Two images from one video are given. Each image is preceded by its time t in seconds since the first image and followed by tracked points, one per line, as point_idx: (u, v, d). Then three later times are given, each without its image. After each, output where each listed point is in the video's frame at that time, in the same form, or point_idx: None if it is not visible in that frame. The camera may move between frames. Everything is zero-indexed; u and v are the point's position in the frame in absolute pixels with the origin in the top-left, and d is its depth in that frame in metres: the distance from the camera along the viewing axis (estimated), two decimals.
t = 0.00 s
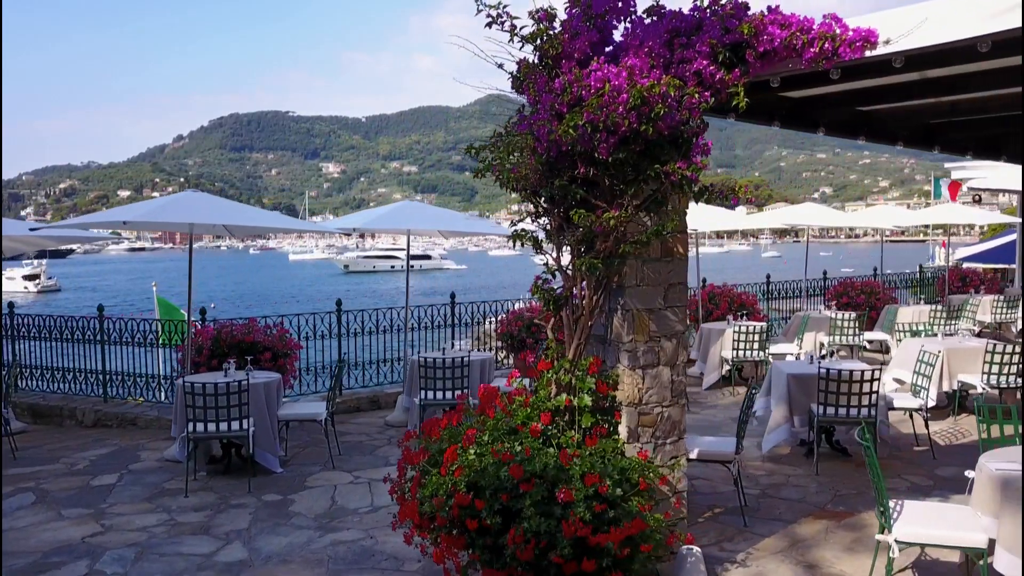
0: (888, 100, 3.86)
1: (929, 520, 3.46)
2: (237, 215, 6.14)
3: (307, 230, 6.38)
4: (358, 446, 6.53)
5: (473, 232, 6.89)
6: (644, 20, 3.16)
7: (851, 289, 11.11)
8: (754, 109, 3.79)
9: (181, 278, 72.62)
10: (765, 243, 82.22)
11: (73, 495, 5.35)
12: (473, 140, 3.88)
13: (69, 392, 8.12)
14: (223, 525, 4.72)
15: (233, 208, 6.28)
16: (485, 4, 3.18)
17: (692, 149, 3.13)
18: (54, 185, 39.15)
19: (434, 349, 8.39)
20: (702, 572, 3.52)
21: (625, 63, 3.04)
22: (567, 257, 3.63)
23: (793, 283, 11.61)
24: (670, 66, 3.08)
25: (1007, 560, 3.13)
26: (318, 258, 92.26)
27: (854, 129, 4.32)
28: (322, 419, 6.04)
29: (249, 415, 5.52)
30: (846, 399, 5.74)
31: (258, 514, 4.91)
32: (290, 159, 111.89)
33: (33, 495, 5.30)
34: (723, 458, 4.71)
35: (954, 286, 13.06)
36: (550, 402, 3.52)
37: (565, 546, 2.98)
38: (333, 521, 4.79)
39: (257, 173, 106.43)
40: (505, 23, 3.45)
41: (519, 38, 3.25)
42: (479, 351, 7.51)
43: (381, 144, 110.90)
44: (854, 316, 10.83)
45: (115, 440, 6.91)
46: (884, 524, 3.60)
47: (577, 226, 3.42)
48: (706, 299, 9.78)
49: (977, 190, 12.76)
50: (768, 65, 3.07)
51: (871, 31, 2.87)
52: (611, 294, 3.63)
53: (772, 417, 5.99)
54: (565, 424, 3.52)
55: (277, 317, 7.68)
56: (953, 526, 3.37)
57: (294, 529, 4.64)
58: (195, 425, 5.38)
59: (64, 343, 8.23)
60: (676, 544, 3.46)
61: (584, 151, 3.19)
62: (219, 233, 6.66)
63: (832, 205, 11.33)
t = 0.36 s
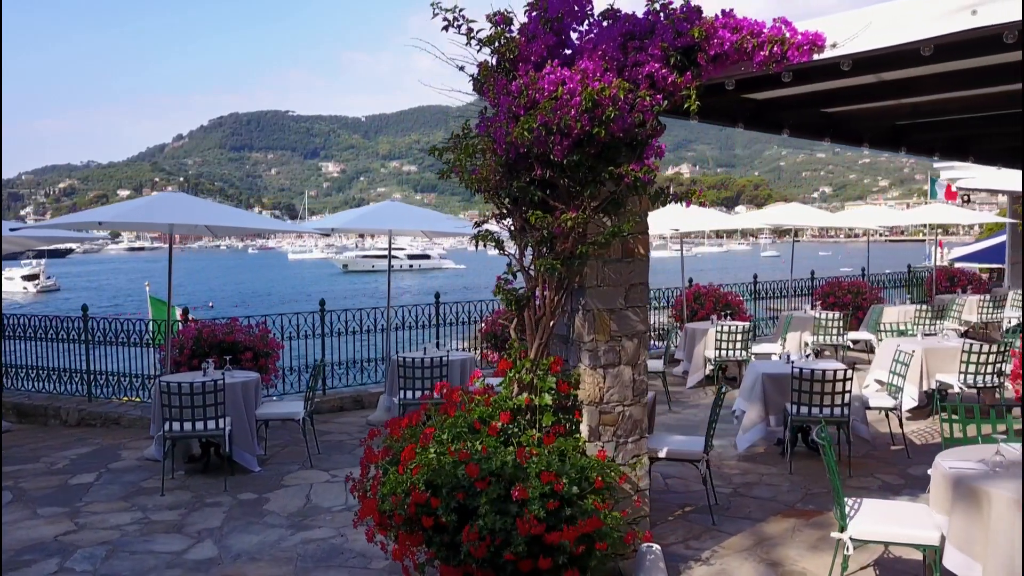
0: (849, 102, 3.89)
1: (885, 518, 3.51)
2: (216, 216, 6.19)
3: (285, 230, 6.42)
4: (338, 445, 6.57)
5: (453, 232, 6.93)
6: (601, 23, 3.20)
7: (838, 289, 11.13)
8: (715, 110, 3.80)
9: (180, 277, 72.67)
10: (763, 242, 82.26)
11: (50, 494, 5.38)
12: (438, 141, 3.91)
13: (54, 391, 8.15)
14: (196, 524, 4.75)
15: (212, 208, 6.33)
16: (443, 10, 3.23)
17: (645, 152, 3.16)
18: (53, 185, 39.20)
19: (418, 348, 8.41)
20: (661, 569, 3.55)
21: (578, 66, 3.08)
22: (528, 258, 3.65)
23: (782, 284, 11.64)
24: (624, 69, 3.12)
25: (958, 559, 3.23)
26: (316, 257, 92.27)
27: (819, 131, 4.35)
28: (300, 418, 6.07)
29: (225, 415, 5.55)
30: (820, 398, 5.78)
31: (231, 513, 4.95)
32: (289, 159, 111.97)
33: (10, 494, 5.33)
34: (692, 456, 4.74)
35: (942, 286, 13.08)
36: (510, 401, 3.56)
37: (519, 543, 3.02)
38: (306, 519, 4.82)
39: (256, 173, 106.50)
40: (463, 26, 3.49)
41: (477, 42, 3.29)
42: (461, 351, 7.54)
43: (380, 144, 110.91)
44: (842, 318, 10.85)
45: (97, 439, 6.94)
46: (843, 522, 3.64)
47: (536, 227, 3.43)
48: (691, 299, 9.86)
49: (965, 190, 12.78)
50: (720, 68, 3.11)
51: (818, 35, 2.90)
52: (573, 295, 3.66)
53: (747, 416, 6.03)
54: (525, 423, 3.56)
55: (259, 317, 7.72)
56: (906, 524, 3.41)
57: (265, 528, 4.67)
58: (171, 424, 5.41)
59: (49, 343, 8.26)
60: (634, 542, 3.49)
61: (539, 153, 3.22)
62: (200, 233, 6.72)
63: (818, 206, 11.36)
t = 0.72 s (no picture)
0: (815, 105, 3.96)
1: (844, 512, 3.59)
2: (201, 217, 6.27)
3: (270, 230, 6.50)
4: (323, 443, 6.65)
5: (436, 232, 7.01)
6: (565, 29, 3.29)
7: (825, 289, 11.21)
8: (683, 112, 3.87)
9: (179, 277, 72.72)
10: (761, 242, 82.30)
11: (36, 491, 5.46)
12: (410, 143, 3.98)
13: (45, 390, 8.23)
14: (177, 520, 4.84)
15: (198, 209, 6.41)
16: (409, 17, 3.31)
17: (606, 155, 3.23)
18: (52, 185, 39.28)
19: (405, 348, 8.49)
20: (625, 563, 3.61)
21: (540, 71, 3.17)
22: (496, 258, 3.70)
23: (771, 284, 11.71)
24: (585, 74, 3.20)
25: (912, 553, 3.32)
26: (316, 257, 92.41)
27: (787, 133, 4.43)
28: (284, 416, 6.15)
29: (208, 413, 5.63)
30: (796, 396, 5.85)
31: (213, 509, 5.03)
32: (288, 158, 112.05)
33: None
34: (664, 453, 4.82)
35: (931, 285, 13.15)
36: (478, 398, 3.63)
37: (482, 537, 3.08)
38: (286, 515, 4.90)
39: (255, 173, 106.58)
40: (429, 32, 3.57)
41: (443, 48, 3.37)
42: (446, 350, 7.61)
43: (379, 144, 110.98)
44: (829, 317, 10.92)
45: (86, 437, 7.02)
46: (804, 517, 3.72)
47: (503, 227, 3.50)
48: (678, 299, 9.94)
49: (953, 191, 12.85)
50: (678, 74, 3.20)
51: (771, 41, 2.98)
52: (541, 294, 3.73)
53: (725, 414, 6.12)
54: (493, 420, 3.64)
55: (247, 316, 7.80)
56: (864, 519, 3.49)
57: (245, 523, 4.75)
58: (155, 422, 5.50)
59: (39, 342, 8.34)
60: (599, 536, 3.57)
61: (503, 156, 3.30)
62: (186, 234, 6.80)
63: (806, 207, 11.44)
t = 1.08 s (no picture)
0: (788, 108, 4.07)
1: (813, 503, 3.70)
2: (194, 217, 6.37)
3: (262, 230, 6.60)
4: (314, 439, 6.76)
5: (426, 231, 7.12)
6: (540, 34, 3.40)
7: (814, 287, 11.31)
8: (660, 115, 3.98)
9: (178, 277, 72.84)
10: (760, 241, 82.40)
11: (31, 485, 5.56)
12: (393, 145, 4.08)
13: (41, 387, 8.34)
14: (169, 513, 4.95)
15: (191, 209, 6.51)
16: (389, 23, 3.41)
17: (579, 157, 3.35)
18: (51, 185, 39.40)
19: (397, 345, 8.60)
20: (602, 554, 3.74)
21: (515, 75, 3.28)
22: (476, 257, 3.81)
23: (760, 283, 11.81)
24: (559, 78, 3.32)
25: (876, 543, 3.43)
26: (315, 257, 92.52)
27: (763, 136, 4.54)
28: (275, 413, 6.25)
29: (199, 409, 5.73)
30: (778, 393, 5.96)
31: (204, 503, 5.13)
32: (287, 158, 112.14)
33: None
34: (645, 448, 4.92)
35: (922, 285, 13.26)
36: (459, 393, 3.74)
37: (460, 526, 3.20)
38: (275, 508, 5.01)
39: (255, 172, 106.68)
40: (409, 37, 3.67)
41: (423, 53, 3.48)
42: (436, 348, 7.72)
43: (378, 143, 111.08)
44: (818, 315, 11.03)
45: (81, 434, 7.13)
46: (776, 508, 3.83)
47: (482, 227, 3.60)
48: (668, 298, 10.04)
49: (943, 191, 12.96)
50: (649, 79, 3.33)
51: (736, 47, 3.12)
52: (520, 292, 3.84)
53: (710, 412, 6.24)
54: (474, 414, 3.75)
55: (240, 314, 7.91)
56: (831, 510, 3.60)
57: (235, 516, 4.86)
58: (148, 418, 5.60)
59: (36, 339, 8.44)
60: (576, 526, 3.69)
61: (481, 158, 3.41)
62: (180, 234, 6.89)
63: (796, 207, 11.54)
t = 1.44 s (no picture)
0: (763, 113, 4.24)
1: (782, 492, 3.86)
2: (193, 217, 6.53)
3: (259, 229, 6.76)
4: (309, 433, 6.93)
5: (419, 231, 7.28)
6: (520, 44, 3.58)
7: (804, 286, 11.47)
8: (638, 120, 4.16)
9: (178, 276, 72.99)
10: (759, 240, 82.55)
11: (34, 477, 5.73)
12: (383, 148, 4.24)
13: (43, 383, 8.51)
14: (167, 503, 5.12)
15: (189, 209, 6.67)
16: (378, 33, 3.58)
17: (557, 161, 3.52)
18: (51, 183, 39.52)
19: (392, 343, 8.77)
20: (581, 540, 3.90)
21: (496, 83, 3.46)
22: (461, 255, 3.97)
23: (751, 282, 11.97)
24: (538, 86, 3.50)
25: (840, 528, 3.60)
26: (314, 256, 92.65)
27: (740, 138, 4.71)
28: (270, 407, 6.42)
29: (197, 404, 5.90)
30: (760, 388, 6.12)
31: (201, 494, 5.30)
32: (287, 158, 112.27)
33: None
34: (628, 441, 5.09)
35: (912, 284, 13.42)
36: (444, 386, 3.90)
37: (444, 512, 3.37)
38: (270, 499, 5.18)
39: (254, 172, 106.82)
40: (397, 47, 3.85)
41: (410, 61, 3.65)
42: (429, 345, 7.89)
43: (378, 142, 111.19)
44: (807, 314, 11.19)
45: (81, 429, 7.29)
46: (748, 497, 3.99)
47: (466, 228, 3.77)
48: (659, 296, 10.20)
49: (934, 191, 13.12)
50: (623, 86, 3.52)
51: (704, 58, 3.32)
52: (504, 289, 4.00)
53: (696, 407, 6.41)
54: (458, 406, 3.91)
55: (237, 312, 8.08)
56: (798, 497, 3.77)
57: (231, 506, 5.03)
58: (147, 412, 5.77)
59: (37, 337, 8.60)
60: (557, 513, 3.86)
61: (464, 161, 3.58)
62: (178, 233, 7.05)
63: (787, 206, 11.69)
